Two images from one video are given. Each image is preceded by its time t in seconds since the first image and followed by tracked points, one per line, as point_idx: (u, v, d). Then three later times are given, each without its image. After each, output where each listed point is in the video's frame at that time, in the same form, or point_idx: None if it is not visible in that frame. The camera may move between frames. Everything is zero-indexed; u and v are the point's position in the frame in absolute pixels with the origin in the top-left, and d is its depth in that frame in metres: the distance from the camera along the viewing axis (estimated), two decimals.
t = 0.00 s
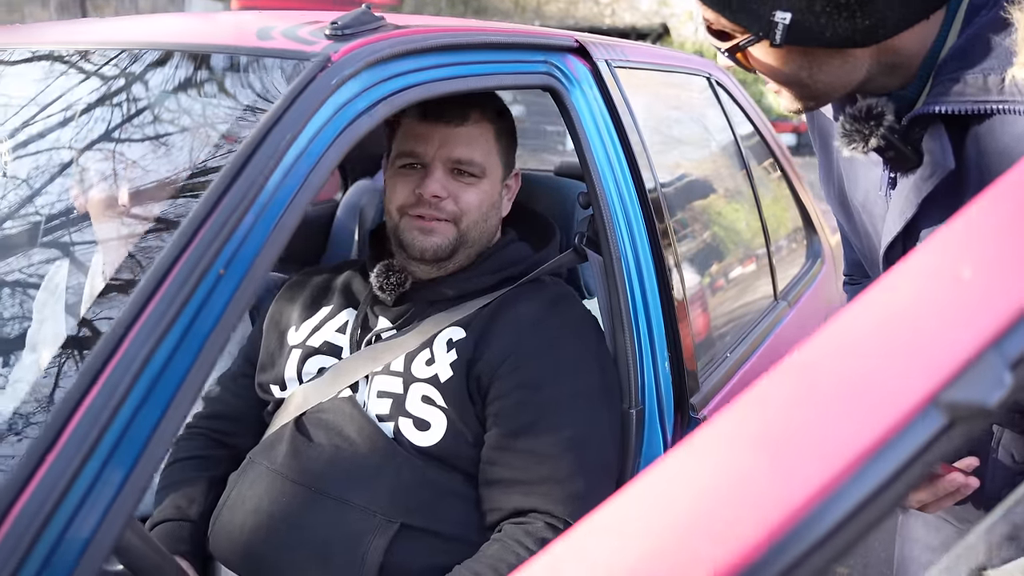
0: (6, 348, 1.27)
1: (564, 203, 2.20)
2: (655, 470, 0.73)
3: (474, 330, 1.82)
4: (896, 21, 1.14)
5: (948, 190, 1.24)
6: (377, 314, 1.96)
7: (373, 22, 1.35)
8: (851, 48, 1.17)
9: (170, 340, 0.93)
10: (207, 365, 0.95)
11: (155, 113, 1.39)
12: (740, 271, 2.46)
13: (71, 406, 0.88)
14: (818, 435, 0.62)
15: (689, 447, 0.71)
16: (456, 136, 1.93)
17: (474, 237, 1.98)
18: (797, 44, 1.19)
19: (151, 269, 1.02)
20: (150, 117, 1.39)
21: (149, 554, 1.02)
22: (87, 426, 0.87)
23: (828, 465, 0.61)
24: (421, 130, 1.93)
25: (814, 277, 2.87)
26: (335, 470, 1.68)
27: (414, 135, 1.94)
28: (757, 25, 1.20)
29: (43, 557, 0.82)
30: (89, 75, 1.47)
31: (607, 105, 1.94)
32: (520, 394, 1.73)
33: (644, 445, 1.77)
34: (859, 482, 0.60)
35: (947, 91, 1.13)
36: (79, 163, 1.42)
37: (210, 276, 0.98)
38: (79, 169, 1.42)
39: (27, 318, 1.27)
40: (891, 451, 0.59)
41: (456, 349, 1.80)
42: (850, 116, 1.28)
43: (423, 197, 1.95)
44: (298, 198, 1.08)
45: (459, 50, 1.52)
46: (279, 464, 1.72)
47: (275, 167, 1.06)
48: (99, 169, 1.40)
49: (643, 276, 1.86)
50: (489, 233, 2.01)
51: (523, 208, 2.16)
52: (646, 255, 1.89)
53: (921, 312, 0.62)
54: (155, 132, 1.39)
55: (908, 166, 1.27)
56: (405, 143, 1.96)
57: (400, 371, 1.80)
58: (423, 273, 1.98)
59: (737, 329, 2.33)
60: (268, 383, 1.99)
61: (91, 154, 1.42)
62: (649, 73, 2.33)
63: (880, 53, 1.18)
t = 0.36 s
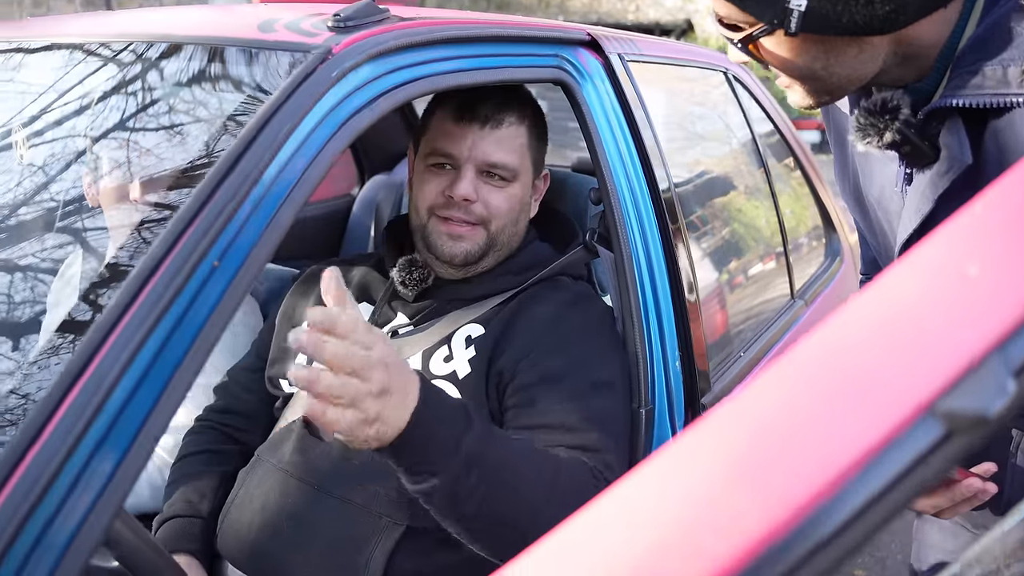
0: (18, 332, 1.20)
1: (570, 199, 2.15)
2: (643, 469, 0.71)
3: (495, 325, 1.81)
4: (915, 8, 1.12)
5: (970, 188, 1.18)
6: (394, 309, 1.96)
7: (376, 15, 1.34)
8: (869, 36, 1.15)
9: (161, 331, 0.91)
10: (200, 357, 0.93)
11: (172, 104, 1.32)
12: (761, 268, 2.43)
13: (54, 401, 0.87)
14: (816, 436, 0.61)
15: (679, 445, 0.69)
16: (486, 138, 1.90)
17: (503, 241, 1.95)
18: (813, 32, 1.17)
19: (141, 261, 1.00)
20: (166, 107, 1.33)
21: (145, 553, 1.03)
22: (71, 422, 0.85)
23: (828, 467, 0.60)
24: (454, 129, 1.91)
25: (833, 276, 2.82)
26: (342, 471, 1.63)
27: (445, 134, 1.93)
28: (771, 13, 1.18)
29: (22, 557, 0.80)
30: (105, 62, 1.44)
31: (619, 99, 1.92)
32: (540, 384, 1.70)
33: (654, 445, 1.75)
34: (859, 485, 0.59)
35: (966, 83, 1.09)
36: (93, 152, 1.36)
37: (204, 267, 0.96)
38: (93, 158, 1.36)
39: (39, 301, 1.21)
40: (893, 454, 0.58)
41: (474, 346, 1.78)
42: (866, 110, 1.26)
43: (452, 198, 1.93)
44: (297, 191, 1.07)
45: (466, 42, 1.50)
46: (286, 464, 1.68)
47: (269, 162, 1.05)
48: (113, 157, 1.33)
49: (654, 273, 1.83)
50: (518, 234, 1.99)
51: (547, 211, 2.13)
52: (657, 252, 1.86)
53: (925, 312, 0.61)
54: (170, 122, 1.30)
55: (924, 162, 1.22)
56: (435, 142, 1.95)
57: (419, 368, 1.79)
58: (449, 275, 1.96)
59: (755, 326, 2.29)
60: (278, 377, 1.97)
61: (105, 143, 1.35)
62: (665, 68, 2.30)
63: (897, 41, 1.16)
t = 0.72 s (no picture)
0: (28, 321, 1.14)
1: (582, 194, 2.16)
2: (637, 466, 0.70)
3: (498, 321, 1.81)
4: None
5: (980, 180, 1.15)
6: (399, 307, 1.97)
7: (380, 9, 1.32)
8: None
9: (155, 325, 0.90)
10: (195, 353, 0.92)
11: (186, 96, 1.30)
12: (778, 266, 2.40)
13: (44, 397, 0.86)
14: (813, 436, 0.59)
15: (672, 443, 0.68)
16: (489, 124, 1.90)
17: (506, 230, 1.95)
18: None
19: (138, 253, 0.99)
20: (180, 100, 1.31)
21: (142, 550, 1.02)
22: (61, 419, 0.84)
23: (827, 467, 0.58)
24: (454, 116, 1.92)
25: (850, 276, 2.78)
26: (343, 468, 1.64)
27: (446, 121, 1.93)
28: None
29: (9, 553, 0.79)
30: (121, 52, 1.44)
31: (629, 95, 1.89)
32: (537, 372, 1.66)
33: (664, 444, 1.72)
34: (859, 488, 0.57)
35: (979, 70, 1.07)
36: (107, 141, 1.33)
37: (201, 259, 0.95)
38: (108, 148, 1.32)
39: (48, 289, 1.15)
40: (892, 459, 0.57)
41: (474, 337, 1.78)
42: (877, 98, 1.25)
43: (453, 184, 1.93)
44: (296, 187, 1.06)
45: (472, 37, 1.48)
46: (289, 458, 1.70)
47: (269, 155, 1.03)
48: (125, 147, 1.31)
49: (663, 269, 1.81)
50: (524, 220, 2.00)
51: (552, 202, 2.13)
52: (667, 251, 1.84)
53: (930, 310, 0.60)
54: (184, 114, 1.28)
55: (936, 152, 1.20)
56: (439, 130, 1.95)
57: (421, 363, 1.78)
58: (455, 262, 1.98)
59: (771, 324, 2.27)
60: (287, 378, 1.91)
61: (118, 135, 1.33)
62: (679, 64, 2.27)
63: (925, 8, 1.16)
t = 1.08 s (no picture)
0: (40, 310, 1.14)
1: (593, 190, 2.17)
2: (630, 466, 0.69)
3: (506, 317, 1.80)
4: None
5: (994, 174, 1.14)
6: (409, 304, 1.98)
7: (386, 4, 1.31)
8: None
9: (155, 321, 0.90)
10: (196, 347, 0.92)
11: (199, 90, 1.30)
12: (792, 264, 2.37)
13: (41, 392, 0.86)
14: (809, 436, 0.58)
15: (667, 443, 0.67)
16: (483, 118, 1.89)
17: (504, 225, 1.94)
18: None
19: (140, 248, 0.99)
20: (194, 93, 1.31)
21: (144, 543, 1.03)
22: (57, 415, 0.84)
23: (823, 469, 0.57)
24: (450, 113, 1.90)
25: (865, 275, 2.75)
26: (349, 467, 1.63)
27: (443, 119, 1.92)
28: None
29: (7, 544, 0.79)
30: (134, 43, 1.44)
31: (639, 90, 1.88)
32: (553, 368, 1.64)
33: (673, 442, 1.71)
34: (855, 491, 0.56)
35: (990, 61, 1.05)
36: (119, 134, 1.32)
37: (203, 252, 0.95)
38: (120, 141, 1.32)
39: (61, 278, 1.15)
40: (889, 461, 0.55)
41: (487, 335, 1.78)
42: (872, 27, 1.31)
43: (448, 181, 1.92)
44: (300, 183, 1.05)
45: (479, 32, 1.47)
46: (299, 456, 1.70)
47: (271, 148, 1.03)
48: (138, 140, 1.31)
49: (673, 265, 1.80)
50: (523, 218, 1.98)
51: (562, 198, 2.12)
52: (677, 248, 1.82)
53: (930, 308, 0.59)
54: (197, 108, 1.28)
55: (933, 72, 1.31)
56: (436, 128, 1.94)
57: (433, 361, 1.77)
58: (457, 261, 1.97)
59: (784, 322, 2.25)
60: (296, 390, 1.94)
61: (131, 127, 1.33)
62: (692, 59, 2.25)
63: None
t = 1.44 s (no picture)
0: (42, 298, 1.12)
1: (605, 182, 2.14)
2: (623, 459, 0.67)
3: (514, 309, 1.78)
4: None
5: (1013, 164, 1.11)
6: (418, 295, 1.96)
7: None
8: None
9: (151, 307, 0.88)
10: (195, 332, 0.90)
11: (206, 82, 1.29)
12: (804, 260, 2.34)
13: (34, 377, 0.85)
14: (818, 427, 0.57)
15: (663, 436, 0.66)
16: (511, 115, 1.84)
17: (528, 224, 1.92)
18: None
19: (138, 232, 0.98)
20: (199, 85, 1.30)
21: (147, 536, 1.02)
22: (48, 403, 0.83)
23: (833, 461, 0.55)
24: (476, 106, 1.86)
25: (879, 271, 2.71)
26: (355, 459, 1.62)
27: (468, 111, 1.88)
28: None
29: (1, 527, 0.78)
30: (140, 33, 1.43)
31: (650, 80, 1.85)
32: (552, 357, 1.62)
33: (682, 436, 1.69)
34: (868, 483, 0.54)
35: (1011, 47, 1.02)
36: (124, 124, 1.31)
37: (206, 234, 0.93)
38: (125, 130, 1.31)
39: (64, 265, 1.12)
40: (903, 453, 0.54)
41: (491, 329, 1.75)
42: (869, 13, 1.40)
43: (475, 177, 1.89)
44: (303, 168, 1.03)
45: (487, 19, 1.45)
46: (303, 447, 1.69)
47: (275, 131, 1.01)
48: (144, 128, 1.29)
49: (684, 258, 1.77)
50: (544, 213, 1.96)
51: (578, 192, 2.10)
52: (687, 239, 1.80)
53: (938, 298, 0.58)
54: (205, 97, 1.27)
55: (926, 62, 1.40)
56: (458, 120, 1.90)
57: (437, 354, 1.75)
58: (477, 252, 1.96)
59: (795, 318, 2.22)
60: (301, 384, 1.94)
61: (136, 117, 1.31)
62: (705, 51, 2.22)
63: None
